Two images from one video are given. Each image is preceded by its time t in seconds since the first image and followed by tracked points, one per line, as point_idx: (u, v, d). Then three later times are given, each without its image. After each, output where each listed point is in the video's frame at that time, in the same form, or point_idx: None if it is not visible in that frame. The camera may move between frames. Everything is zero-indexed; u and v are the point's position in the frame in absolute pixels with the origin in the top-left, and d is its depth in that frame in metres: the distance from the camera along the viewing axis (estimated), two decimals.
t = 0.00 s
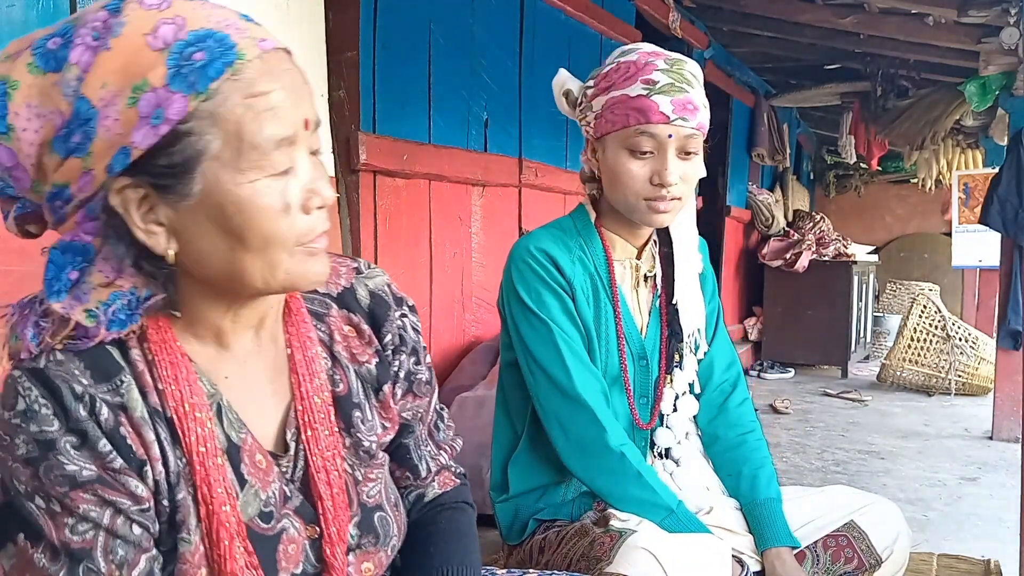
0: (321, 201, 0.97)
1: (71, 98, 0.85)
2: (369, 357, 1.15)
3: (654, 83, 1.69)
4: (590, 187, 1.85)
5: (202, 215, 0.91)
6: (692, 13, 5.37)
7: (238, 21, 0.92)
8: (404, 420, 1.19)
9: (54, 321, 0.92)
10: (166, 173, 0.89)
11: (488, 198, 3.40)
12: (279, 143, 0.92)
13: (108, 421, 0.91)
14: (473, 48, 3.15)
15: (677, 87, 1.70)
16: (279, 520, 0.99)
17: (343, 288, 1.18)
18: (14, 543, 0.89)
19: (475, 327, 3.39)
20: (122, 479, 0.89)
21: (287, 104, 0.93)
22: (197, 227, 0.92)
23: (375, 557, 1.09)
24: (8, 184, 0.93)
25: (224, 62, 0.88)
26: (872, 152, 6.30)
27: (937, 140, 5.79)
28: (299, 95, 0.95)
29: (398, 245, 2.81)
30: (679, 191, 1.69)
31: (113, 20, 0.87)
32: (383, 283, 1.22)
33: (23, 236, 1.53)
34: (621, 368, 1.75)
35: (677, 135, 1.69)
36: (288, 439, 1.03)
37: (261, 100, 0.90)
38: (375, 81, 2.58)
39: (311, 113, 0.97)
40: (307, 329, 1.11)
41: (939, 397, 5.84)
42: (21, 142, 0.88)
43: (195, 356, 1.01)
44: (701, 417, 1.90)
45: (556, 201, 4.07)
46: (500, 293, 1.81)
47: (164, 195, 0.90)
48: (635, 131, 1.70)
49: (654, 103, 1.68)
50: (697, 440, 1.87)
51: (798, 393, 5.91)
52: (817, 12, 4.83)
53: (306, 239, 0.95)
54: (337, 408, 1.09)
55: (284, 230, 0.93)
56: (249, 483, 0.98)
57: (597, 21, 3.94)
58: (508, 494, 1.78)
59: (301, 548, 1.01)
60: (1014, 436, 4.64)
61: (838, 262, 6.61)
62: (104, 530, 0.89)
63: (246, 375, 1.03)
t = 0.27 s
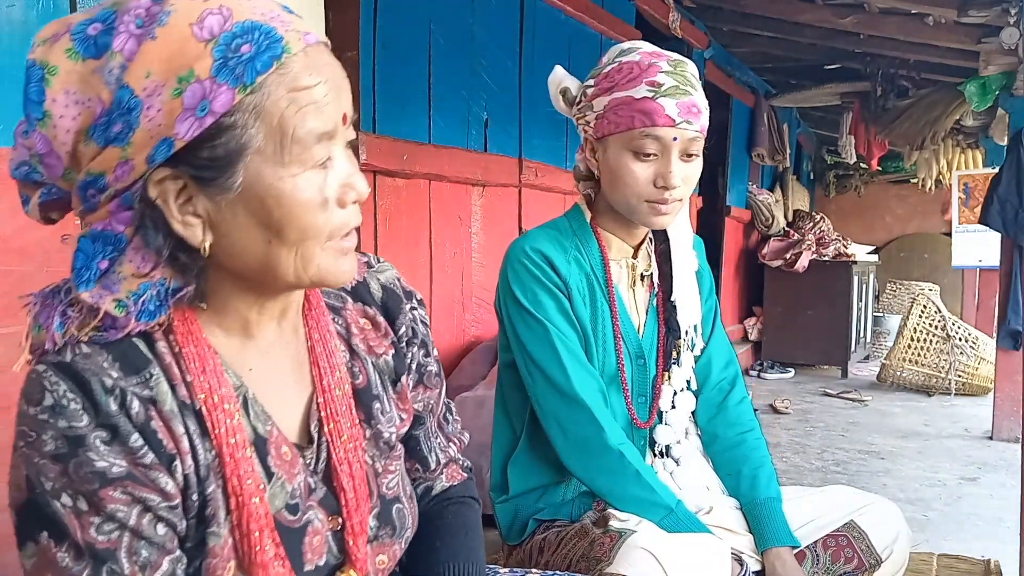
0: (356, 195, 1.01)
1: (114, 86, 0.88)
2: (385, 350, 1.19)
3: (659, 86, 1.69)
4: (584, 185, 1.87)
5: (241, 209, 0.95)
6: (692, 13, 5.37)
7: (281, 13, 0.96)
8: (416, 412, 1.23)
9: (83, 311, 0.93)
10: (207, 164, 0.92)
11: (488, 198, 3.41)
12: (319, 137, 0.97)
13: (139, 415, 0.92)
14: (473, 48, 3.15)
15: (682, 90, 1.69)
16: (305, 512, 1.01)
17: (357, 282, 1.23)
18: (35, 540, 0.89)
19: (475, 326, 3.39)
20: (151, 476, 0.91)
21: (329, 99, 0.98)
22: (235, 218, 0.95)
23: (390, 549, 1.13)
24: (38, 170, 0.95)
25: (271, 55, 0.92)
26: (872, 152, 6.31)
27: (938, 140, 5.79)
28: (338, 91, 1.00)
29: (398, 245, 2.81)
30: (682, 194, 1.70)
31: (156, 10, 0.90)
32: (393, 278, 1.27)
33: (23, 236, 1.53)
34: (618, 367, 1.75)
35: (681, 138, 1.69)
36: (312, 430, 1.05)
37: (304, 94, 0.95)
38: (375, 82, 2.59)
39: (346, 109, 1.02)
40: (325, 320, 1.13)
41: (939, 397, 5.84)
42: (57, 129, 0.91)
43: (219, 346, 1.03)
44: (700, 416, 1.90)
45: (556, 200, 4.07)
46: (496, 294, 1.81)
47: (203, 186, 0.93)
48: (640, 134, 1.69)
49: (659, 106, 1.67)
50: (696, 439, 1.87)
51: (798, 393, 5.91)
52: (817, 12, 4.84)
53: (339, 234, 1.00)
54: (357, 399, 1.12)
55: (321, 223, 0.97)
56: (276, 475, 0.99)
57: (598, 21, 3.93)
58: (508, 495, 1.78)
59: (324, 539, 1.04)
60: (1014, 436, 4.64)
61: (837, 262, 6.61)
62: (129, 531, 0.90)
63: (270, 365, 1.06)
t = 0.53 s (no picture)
0: (352, 173, 1.04)
1: (119, 71, 0.91)
2: (380, 333, 1.20)
3: (668, 91, 1.68)
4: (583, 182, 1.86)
5: (244, 184, 0.97)
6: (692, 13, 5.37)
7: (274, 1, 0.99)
8: (411, 396, 1.24)
9: (87, 293, 0.94)
10: (210, 143, 0.94)
11: (488, 198, 3.41)
12: (316, 116, 0.99)
13: (144, 393, 0.92)
14: (473, 48, 3.15)
15: (690, 97, 1.69)
16: (306, 490, 1.02)
17: (349, 271, 1.26)
18: (45, 523, 0.89)
19: (475, 326, 3.39)
20: (158, 453, 0.91)
21: (322, 80, 1.00)
22: (238, 195, 0.97)
23: (388, 534, 1.13)
24: (46, 159, 0.99)
25: (268, 37, 0.94)
26: (872, 152, 6.31)
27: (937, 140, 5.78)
28: (330, 73, 1.02)
29: (398, 245, 2.82)
30: (685, 202, 1.70)
31: None
32: (383, 268, 1.30)
33: (23, 236, 1.54)
34: (618, 367, 1.75)
35: (687, 144, 1.69)
36: (311, 410, 1.06)
37: (301, 74, 0.98)
38: (375, 82, 2.59)
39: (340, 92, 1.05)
40: (320, 306, 1.14)
41: (939, 397, 5.84)
42: (64, 116, 0.93)
43: (220, 327, 1.04)
44: (699, 415, 1.90)
45: (556, 201, 4.07)
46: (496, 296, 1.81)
47: (207, 165, 0.95)
48: (647, 140, 1.68)
49: (667, 113, 1.67)
50: (696, 440, 1.88)
51: (798, 393, 5.91)
52: (817, 12, 4.84)
53: (335, 209, 1.01)
54: (353, 381, 1.13)
55: (321, 197, 0.99)
56: (279, 453, 1.00)
57: (598, 22, 3.93)
58: (508, 495, 1.78)
59: (326, 517, 1.05)
60: (1014, 437, 4.64)
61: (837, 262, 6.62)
62: (136, 508, 0.89)
63: (271, 344, 1.06)
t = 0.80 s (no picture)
0: (310, 178, 1.03)
1: (80, 79, 0.91)
2: (351, 332, 1.19)
3: (681, 94, 1.68)
4: (585, 181, 1.85)
5: (201, 187, 0.97)
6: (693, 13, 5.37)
7: (236, 9, 0.99)
8: (385, 394, 1.23)
9: (54, 295, 0.97)
10: (167, 148, 0.95)
11: (488, 198, 3.40)
12: (273, 122, 0.99)
13: (101, 391, 0.95)
14: (474, 48, 3.15)
15: (702, 100, 1.69)
16: (270, 486, 1.03)
17: (322, 270, 1.24)
18: (13, 516, 0.92)
19: (475, 326, 3.39)
20: (116, 447, 0.93)
21: (280, 87, 1.00)
22: (196, 199, 0.97)
23: (363, 530, 1.12)
24: (13, 163, 0.99)
25: (224, 46, 0.94)
26: (872, 152, 6.31)
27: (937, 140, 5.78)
28: (290, 80, 1.02)
29: (398, 245, 2.82)
30: (695, 205, 1.70)
31: (119, 7, 0.93)
32: (360, 266, 1.28)
33: (21, 237, 1.54)
34: (620, 369, 1.75)
35: (699, 148, 1.69)
36: (276, 407, 1.07)
37: (258, 82, 0.98)
38: (375, 82, 2.58)
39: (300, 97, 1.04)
40: (290, 304, 1.15)
41: (939, 397, 5.84)
42: (28, 122, 0.94)
43: (183, 329, 1.05)
44: (701, 417, 1.90)
45: (556, 201, 4.07)
46: (499, 297, 1.81)
47: (165, 169, 0.96)
48: (658, 142, 1.68)
49: (680, 116, 1.67)
50: (698, 442, 1.88)
51: (798, 393, 5.91)
52: (817, 12, 4.84)
53: (291, 215, 1.01)
54: (322, 378, 1.13)
55: (277, 203, 0.99)
56: (240, 449, 1.01)
57: (598, 21, 3.93)
58: (508, 495, 1.78)
59: (291, 514, 1.05)
60: (1014, 437, 4.64)
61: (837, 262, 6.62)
62: (99, 499, 0.92)
63: (233, 345, 1.07)
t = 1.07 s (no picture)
0: (274, 186, 1.05)
1: (39, 93, 0.95)
2: (327, 334, 1.21)
3: (702, 97, 1.68)
4: (589, 183, 1.84)
5: (162, 199, 0.99)
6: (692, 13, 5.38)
7: (196, 22, 1.01)
8: (367, 396, 1.25)
9: (19, 304, 0.98)
10: (128, 160, 0.97)
11: (488, 198, 3.41)
12: (233, 133, 1.01)
13: (69, 396, 0.95)
14: (474, 48, 3.15)
15: (722, 102, 1.69)
16: (243, 489, 1.04)
17: (299, 273, 1.26)
18: None
19: (475, 326, 3.39)
20: (84, 452, 0.94)
21: (241, 98, 1.02)
22: (158, 210, 0.99)
23: (346, 528, 1.14)
24: None
25: (182, 58, 0.96)
26: (872, 152, 6.31)
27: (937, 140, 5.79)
28: (252, 90, 1.03)
29: (398, 245, 2.82)
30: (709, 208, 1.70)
31: (77, 21, 0.95)
32: (339, 269, 1.29)
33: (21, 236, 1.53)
34: (622, 371, 1.75)
35: (718, 150, 1.69)
36: (248, 411, 1.08)
37: (217, 93, 0.99)
38: (375, 82, 2.59)
39: (263, 107, 1.05)
40: (264, 307, 1.16)
41: (939, 397, 5.84)
42: None
43: (153, 335, 1.06)
44: (704, 419, 1.90)
45: (556, 201, 4.07)
46: (501, 298, 1.81)
47: (126, 181, 0.98)
48: (680, 145, 1.67)
49: (703, 118, 1.66)
50: (699, 443, 1.88)
51: (798, 393, 5.91)
52: (817, 12, 4.85)
53: (259, 222, 1.03)
54: (297, 381, 1.14)
55: (240, 212, 1.01)
56: (211, 453, 1.02)
57: (598, 21, 3.93)
58: (509, 496, 1.78)
59: (267, 515, 1.06)
60: (1014, 437, 4.64)
61: (837, 263, 6.62)
62: (69, 502, 0.93)
63: (206, 350, 1.09)
